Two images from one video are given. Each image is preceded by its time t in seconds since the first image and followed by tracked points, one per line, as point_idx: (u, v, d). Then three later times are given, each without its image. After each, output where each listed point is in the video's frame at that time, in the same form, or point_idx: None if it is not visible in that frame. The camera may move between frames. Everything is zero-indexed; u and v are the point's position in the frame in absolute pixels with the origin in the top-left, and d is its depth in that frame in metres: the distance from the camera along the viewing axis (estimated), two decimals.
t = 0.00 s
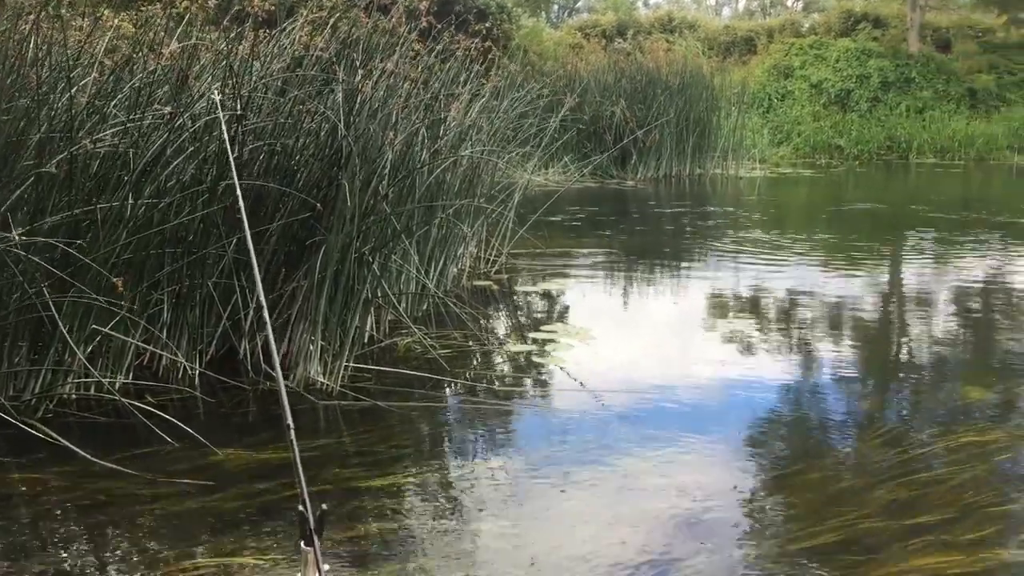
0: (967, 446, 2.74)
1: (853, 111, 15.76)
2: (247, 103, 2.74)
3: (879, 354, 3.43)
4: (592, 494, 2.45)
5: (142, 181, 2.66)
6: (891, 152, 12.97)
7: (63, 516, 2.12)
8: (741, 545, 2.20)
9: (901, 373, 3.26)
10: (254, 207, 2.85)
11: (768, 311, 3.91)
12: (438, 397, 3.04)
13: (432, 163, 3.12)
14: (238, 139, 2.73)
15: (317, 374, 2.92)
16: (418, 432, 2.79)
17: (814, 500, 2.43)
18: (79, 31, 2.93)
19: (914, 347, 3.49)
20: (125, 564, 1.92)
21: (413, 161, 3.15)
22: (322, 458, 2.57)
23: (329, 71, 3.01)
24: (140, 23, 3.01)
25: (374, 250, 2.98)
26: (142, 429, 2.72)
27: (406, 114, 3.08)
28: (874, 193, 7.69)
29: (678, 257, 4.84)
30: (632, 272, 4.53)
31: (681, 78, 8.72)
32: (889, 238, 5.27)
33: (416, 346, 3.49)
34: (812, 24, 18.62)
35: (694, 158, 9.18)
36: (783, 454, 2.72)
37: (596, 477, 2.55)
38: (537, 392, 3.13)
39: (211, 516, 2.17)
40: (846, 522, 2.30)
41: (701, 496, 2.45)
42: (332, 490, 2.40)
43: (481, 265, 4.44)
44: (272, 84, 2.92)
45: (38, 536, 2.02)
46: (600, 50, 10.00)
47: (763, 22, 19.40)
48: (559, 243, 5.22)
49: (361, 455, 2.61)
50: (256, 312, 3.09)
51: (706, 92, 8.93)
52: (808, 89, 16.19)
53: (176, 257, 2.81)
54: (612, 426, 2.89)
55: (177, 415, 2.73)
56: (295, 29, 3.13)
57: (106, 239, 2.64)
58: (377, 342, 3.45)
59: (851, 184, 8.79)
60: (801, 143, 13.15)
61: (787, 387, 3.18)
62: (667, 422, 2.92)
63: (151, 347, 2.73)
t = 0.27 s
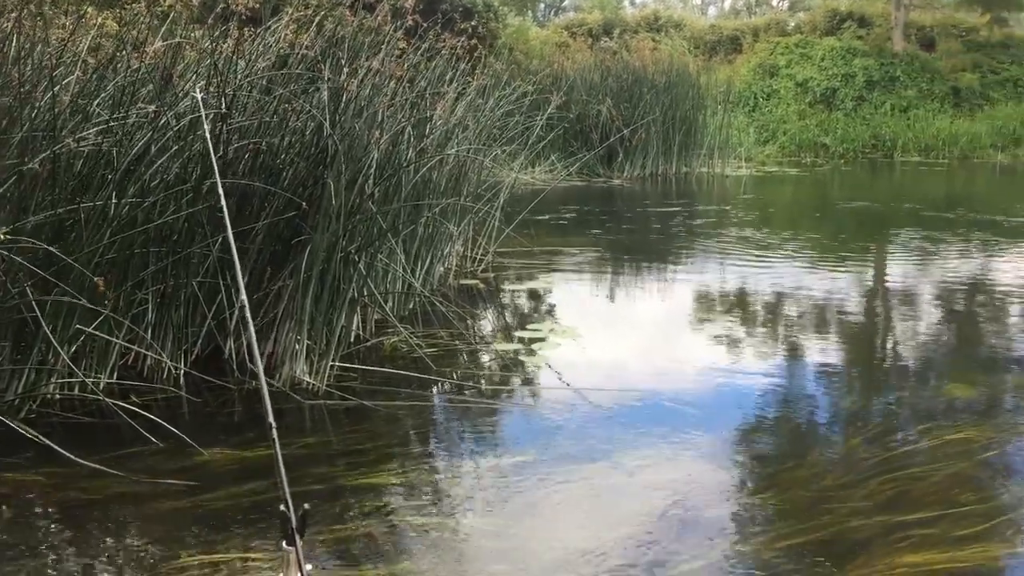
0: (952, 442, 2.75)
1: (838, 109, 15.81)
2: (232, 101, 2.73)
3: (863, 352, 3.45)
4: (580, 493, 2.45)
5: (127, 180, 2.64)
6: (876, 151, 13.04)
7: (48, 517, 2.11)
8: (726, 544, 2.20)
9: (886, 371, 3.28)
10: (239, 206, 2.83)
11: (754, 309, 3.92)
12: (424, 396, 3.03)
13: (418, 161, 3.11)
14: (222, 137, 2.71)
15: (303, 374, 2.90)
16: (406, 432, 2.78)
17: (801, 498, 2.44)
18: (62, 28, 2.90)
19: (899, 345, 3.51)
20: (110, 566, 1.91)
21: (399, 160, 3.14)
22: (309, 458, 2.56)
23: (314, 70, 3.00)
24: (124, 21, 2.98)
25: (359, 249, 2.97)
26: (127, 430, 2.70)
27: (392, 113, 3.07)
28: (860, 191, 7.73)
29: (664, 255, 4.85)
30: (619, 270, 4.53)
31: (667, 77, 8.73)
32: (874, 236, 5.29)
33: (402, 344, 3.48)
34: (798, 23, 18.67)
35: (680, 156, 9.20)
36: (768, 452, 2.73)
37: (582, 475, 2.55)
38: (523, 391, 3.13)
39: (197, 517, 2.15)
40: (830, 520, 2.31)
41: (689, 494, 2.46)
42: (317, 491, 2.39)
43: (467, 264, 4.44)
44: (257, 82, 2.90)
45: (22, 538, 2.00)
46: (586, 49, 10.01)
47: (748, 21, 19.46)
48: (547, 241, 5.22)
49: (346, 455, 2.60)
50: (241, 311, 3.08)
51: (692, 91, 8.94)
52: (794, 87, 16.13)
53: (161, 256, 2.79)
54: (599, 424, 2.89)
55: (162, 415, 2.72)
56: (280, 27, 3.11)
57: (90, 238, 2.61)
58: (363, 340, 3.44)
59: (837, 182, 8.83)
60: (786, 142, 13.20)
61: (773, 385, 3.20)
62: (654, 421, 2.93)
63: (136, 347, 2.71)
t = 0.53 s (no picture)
0: (934, 438, 2.77)
1: (821, 108, 15.88)
2: (212, 100, 2.71)
3: (845, 348, 3.47)
4: (564, 491, 2.44)
5: (107, 179, 2.62)
6: (858, 148, 13.12)
7: (28, 519, 2.09)
8: (710, 541, 2.21)
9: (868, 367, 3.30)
10: (220, 205, 2.82)
11: (737, 306, 3.93)
12: (408, 395, 3.03)
13: (401, 159, 3.11)
14: (203, 136, 2.70)
15: (286, 373, 2.89)
16: (389, 431, 2.77)
17: (785, 494, 2.45)
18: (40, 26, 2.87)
19: (881, 342, 3.53)
20: (91, 568, 1.89)
21: (382, 158, 3.13)
22: (292, 458, 2.54)
23: (296, 68, 2.98)
24: (104, 18, 2.96)
25: (342, 247, 2.96)
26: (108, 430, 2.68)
27: (374, 111, 3.06)
28: (842, 189, 7.78)
29: (648, 253, 4.86)
30: (602, 268, 4.54)
31: (650, 75, 8.75)
32: (855, 233, 5.32)
33: (386, 343, 3.47)
34: (781, 21, 18.75)
35: (663, 155, 9.22)
36: (751, 449, 2.74)
37: (565, 473, 2.55)
38: (507, 389, 3.13)
39: (179, 517, 2.14)
40: (813, 516, 2.32)
41: (672, 491, 2.46)
42: (301, 490, 2.38)
43: (451, 263, 4.43)
44: (238, 80, 2.88)
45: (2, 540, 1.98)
46: (569, 47, 10.03)
47: (730, 19, 19.52)
48: (531, 240, 5.21)
49: (330, 454, 2.59)
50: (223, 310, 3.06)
51: (675, 89, 8.96)
52: (777, 85, 16.19)
53: (142, 255, 2.77)
54: (583, 422, 2.89)
55: (143, 416, 2.70)
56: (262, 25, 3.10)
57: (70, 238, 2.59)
58: (346, 339, 3.43)
59: (820, 180, 8.87)
60: (770, 140, 13.26)
61: (756, 382, 3.21)
62: (637, 418, 2.93)
63: (117, 347, 2.69)
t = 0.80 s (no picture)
0: (916, 434, 2.79)
1: (803, 106, 15.95)
2: (192, 98, 2.69)
3: (828, 345, 3.49)
4: (548, 489, 2.45)
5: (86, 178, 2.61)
6: (840, 146, 13.19)
7: (8, 520, 2.07)
8: (695, 538, 2.21)
9: (850, 363, 3.31)
10: (201, 204, 2.80)
11: (720, 303, 3.95)
12: (391, 394, 3.02)
13: (384, 158, 3.10)
14: (184, 134, 2.68)
15: (268, 372, 2.88)
16: (373, 430, 2.77)
17: (768, 490, 2.46)
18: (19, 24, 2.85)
19: (862, 338, 3.55)
20: (71, 569, 1.88)
21: (364, 156, 3.12)
22: (274, 458, 2.53)
23: (278, 66, 2.97)
24: (83, 17, 2.94)
25: (325, 246, 2.95)
26: (88, 430, 2.66)
27: (356, 108, 3.05)
28: (824, 186, 7.82)
29: (632, 250, 4.87)
30: (586, 266, 4.54)
31: (632, 73, 8.77)
32: (837, 230, 5.34)
33: (369, 341, 3.46)
34: (763, 19, 18.83)
35: (647, 153, 9.24)
36: (734, 445, 2.75)
37: (549, 471, 2.55)
38: (491, 388, 3.13)
39: (161, 517, 2.13)
40: (796, 512, 2.33)
41: (656, 488, 2.46)
42: (284, 491, 2.37)
43: (435, 261, 4.43)
44: (219, 78, 2.86)
45: None
46: (553, 45, 10.04)
47: (712, 17, 19.58)
48: (514, 238, 5.20)
49: (313, 454, 2.58)
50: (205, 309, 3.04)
51: (658, 86, 8.98)
52: (759, 83, 16.29)
53: (123, 255, 2.75)
54: (566, 420, 2.90)
55: (125, 416, 2.68)
56: (243, 23, 3.08)
57: (49, 237, 2.57)
58: (329, 338, 3.42)
59: (802, 177, 8.92)
60: (752, 138, 13.32)
61: (739, 378, 3.22)
62: (621, 415, 2.94)
63: (98, 347, 2.67)
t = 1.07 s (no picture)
0: (897, 429, 2.80)
1: (785, 104, 16.02)
2: (172, 97, 2.68)
3: (810, 341, 3.51)
4: (531, 487, 2.45)
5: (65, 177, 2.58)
6: (821, 144, 13.26)
7: None
8: (680, 536, 2.21)
9: (831, 359, 3.33)
10: (181, 203, 2.79)
11: (703, 301, 3.96)
12: (374, 393, 3.01)
13: (366, 156, 3.09)
14: (164, 133, 2.66)
15: (250, 372, 2.87)
16: (356, 429, 2.76)
17: (750, 485, 2.47)
18: None
19: (843, 334, 3.57)
20: (51, 571, 1.86)
21: (346, 155, 3.11)
22: (256, 457, 2.52)
23: (259, 65, 2.95)
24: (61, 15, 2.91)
25: (307, 245, 2.94)
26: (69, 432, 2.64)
27: (338, 107, 3.04)
28: (805, 183, 7.86)
29: (615, 248, 4.88)
30: (569, 264, 4.54)
31: (614, 71, 8.79)
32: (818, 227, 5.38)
33: (352, 340, 3.45)
34: (744, 17, 18.90)
35: (629, 151, 9.26)
36: (716, 441, 2.76)
37: (534, 469, 2.55)
38: (474, 386, 3.13)
39: (143, 518, 2.11)
40: (780, 508, 2.34)
41: (639, 485, 2.47)
42: (267, 492, 2.36)
43: (418, 259, 4.42)
44: (199, 77, 2.84)
45: None
46: (534, 43, 10.04)
47: (693, 16, 19.62)
48: (497, 236, 5.20)
49: (296, 454, 2.57)
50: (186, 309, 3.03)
51: (640, 85, 9.00)
52: (740, 82, 16.35)
53: (102, 255, 2.73)
54: (549, 418, 2.90)
55: (106, 417, 2.65)
56: (223, 21, 3.06)
57: (27, 237, 2.55)
58: (312, 337, 3.40)
59: (783, 174, 8.96)
60: (734, 136, 13.37)
61: (721, 375, 3.23)
62: (604, 413, 2.94)
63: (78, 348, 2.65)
